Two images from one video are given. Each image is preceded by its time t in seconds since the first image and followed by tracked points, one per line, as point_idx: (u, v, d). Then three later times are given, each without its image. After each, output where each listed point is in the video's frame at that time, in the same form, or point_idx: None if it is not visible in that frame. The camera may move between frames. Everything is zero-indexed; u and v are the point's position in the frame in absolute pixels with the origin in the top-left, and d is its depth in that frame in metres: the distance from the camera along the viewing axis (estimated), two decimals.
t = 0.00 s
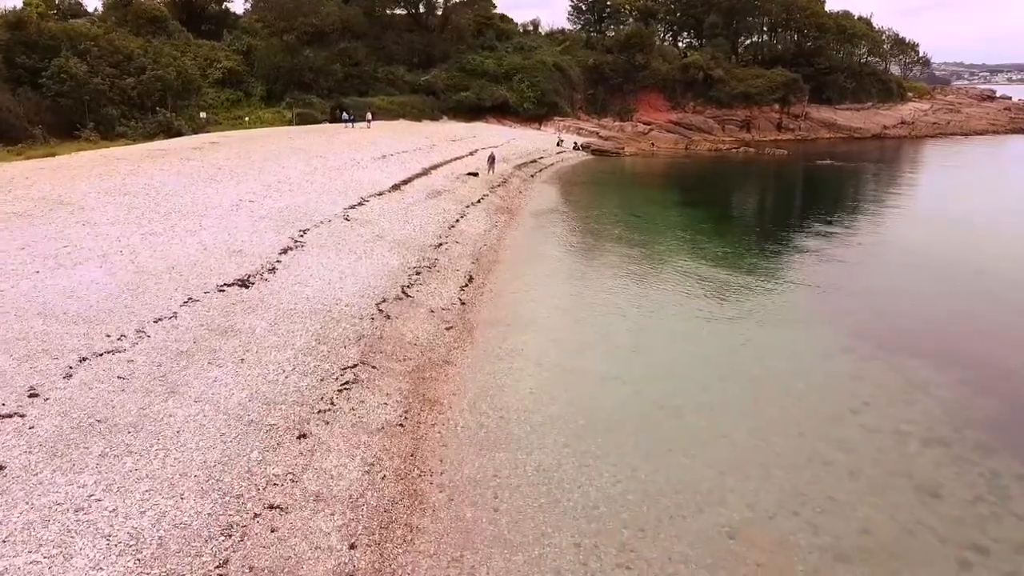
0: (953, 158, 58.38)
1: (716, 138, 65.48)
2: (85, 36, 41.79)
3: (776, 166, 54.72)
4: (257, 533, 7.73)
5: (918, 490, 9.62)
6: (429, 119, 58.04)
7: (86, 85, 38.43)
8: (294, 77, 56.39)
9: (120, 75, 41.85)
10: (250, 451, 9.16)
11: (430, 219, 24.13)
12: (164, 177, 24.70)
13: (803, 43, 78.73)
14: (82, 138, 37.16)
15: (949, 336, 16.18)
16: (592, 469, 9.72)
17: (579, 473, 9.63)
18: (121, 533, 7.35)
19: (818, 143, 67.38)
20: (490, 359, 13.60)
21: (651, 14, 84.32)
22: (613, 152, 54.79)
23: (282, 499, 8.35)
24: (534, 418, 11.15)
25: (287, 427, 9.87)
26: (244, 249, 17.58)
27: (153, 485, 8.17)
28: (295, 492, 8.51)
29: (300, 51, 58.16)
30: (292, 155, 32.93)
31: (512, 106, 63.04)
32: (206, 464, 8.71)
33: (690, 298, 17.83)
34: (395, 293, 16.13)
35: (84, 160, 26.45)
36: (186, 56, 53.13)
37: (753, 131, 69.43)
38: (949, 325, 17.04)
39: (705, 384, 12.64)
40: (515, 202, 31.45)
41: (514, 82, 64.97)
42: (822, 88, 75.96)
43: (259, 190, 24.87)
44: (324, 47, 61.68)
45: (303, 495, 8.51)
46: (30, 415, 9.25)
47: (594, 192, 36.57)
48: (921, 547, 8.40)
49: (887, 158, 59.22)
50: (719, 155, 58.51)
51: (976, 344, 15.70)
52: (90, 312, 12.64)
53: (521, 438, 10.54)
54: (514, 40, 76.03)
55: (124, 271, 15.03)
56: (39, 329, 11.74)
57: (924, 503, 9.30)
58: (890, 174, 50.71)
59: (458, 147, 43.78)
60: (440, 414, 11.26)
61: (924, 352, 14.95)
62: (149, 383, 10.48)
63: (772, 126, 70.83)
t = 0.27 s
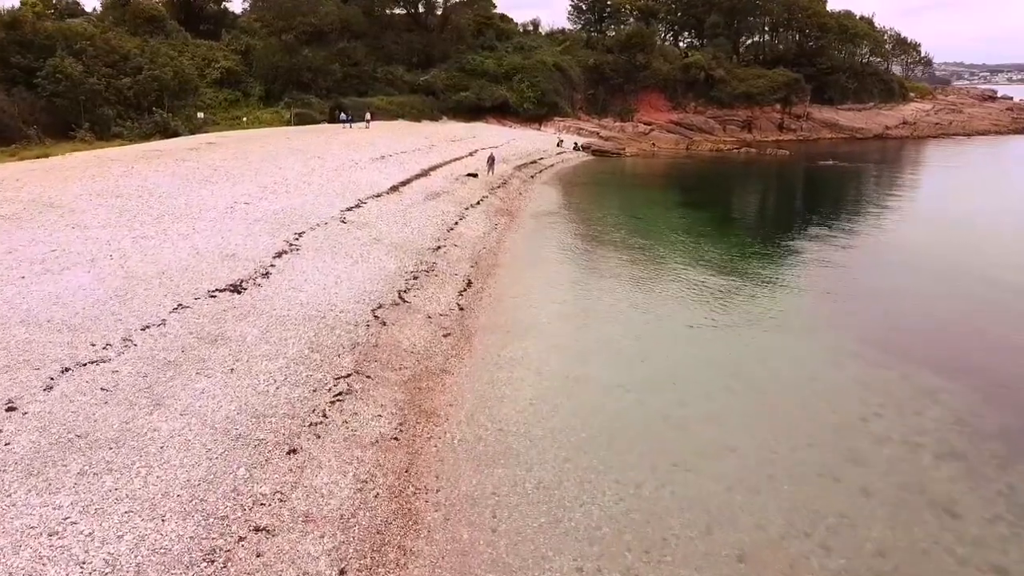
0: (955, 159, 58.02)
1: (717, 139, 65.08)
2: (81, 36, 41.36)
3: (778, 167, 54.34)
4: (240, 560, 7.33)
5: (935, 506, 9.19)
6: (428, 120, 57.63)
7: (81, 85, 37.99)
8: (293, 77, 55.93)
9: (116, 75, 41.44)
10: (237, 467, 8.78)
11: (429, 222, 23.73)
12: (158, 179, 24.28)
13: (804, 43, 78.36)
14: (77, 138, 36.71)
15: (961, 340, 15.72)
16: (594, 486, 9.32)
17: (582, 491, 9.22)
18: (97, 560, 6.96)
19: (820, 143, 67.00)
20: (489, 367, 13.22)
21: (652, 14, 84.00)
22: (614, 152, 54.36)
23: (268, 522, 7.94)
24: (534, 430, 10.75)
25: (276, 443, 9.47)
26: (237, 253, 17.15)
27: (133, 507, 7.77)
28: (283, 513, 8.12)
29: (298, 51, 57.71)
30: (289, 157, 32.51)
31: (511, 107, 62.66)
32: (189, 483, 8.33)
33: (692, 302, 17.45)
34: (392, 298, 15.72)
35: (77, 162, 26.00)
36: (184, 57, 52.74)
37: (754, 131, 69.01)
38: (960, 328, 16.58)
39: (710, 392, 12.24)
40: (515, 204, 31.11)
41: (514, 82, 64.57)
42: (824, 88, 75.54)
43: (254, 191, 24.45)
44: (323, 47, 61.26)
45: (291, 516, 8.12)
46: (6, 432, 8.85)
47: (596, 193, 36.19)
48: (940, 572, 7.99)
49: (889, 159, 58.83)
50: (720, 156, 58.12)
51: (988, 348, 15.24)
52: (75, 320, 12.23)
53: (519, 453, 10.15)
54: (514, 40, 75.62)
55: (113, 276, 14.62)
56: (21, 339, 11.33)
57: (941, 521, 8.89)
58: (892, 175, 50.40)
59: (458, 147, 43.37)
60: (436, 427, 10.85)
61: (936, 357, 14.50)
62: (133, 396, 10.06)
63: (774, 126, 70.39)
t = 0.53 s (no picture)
0: (957, 159, 57.66)
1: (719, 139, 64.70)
2: (76, 35, 40.96)
3: (779, 168, 53.99)
4: None
5: (953, 527, 8.79)
6: (428, 120, 57.23)
7: (76, 85, 37.57)
8: (291, 77, 55.46)
9: (112, 75, 41.04)
10: (222, 486, 8.38)
11: (427, 224, 23.33)
12: (151, 181, 23.86)
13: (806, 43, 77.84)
14: (72, 139, 36.30)
15: (972, 348, 15.33)
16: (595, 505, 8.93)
17: (583, 510, 8.82)
18: None
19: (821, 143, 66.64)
20: (487, 376, 12.83)
21: (653, 14, 83.54)
22: (615, 153, 53.96)
23: (253, 547, 7.54)
24: (533, 443, 10.38)
25: (264, 458, 9.08)
26: (229, 257, 16.75)
27: (109, 531, 7.37)
28: (268, 536, 7.73)
29: (297, 51, 57.28)
30: (286, 158, 32.11)
31: (511, 107, 62.29)
32: (171, 504, 7.93)
33: (693, 306, 17.11)
34: (388, 304, 15.32)
35: (69, 163, 25.58)
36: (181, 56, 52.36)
37: (755, 131, 68.62)
38: (970, 335, 16.21)
39: (714, 402, 11.87)
40: (515, 206, 30.76)
41: (514, 82, 64.18)
42: (825, 89, 75.09)
43: (249, 193, 24.05)
44: (321, 47, 60.85)
45: (278, 539, 7.73)
46: None
47: (596, 195, 35.84)
48: None
49: (891, 159, 58.47)
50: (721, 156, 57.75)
51: (1000, 356, 14.86)
52: (59, 329, 11.83)
53: (518, 468, 9.76)
54: (514, 40, 75.20)
55: (100, 282, 14.21)
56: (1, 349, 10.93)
57: (959, 543, 8.50)
58: (893, 175, 50.08)
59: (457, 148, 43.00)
60: (431, 440, 10.45)
61: (947, 366, 14.10)
62: (116, 409, 9.65)
63: (775, 126, 70.01)
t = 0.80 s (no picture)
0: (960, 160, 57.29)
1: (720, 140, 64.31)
2: (72, 35, 40.57)
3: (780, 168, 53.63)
4: None
5: (972, 549, 8.42)
6: (427, 120, 56.83)
7: (71, 85, 37.15)
8: (289, 78, 54.98)
9: (108, 75, 40.66)
10: (205, 508, 7.96)
11: (425, 227, 22.92)
12: (144, 182, 23.44)
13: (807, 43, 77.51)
14: (67, 140, 35.89)
15: (984, 354, 14.92)
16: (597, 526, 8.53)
17: (585, 531, 8.43)
18: None
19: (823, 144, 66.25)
20: (485, 386, 12.43)
21: (654, 14, 83.31)
22: (615, 153, 53.56)
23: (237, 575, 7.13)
24: (533, 459, 10.00)
25: (250, 477, 8.65)
26: (221, 262, 16.35)
27: (84, 558, 6.97)
28: (253, 563, 7.32)
29: (295, 51, 56.86)
30: (283, 159, 31.70)
31: (511, 107, 61.90)
32: (151, 527, 7.52)
33: (698, 310, 16.76)
34: (384, 310, 14.91)
35: (62, 165, 25.17)
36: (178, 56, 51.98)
37: (756, 132, 68.25)
38: (982, 341, 15.79)
39: (720, 413, 11.51)
40: (515, 207, 30.38)
41: (514, 83, 63.78)
42: (828, 89, 74.63)
43: (244, 195, 23.65)
44: (320, 47, 60.45)
45: (264, 565, 7.33)
46: None
47: (597, 196, 35.48)
48: None
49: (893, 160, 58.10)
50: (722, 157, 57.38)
51: (1007, 362, 14.54)
52: (42, 338, 11.42)
53: (516, 485, 9.35)
54: (514, 40, 74.82)
55: (86, 288, 13.78)
56: None
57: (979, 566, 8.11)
58: (895, 176, 49.79)
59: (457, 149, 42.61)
60: (426, 455, 10.04)
61: (959, 374, 13.71)
62: (97, 424, 9.24)
63: (777, 127, 69.63)
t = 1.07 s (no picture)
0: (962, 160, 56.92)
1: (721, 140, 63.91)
2: (67, 35, 40.15)
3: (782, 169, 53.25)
4: None
5: (991, 570, 8.04)
6: (426, 121, 56.44)
7: (66, 85, 36.72)
8: (288, 77, 54.52)
9: (104, 75, 40.24)
10: (187, 531, 7.57)
11: (423, 229, 22.52)
12: (137, 184, 23.03)
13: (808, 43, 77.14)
14: (61, 141, 35.46)
15: (996, 360, 14.49)
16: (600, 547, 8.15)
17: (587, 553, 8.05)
18: None
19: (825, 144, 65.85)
20: (483, 396, 12.04)
21: (654, 14, 83.05)
22: (616, 154, 53.16)
23: None
24: (532, 474, 9.62)
25: (236, 496, 8.25)
26: (214, 266, 15.95)
27: None
28: None
29: (294, 51, 56.42)
30: (280, 160, 31.30)
31: (511, 107, 61.49)
32: (129, 553, 7.13)
33: (702, 316, 16.39)
34: (380, 316, 14.50)
35: (54, 166, 24.75)
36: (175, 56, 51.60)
37: (758, 132, 67.86)
38: (993, 346, 15.38)
39: (728, 424, 11.14)
40: (514, 209, 30.00)
41: (514, 82, 63.37)
42: (829, 89, 74.21)
43: (240, 197, 23.24)
44: (319, 47, 60.04)
45: None
46: None
47: (597, 197, 35.10)
48: None
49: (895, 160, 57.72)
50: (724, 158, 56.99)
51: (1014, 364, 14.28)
52: (24, 348, 11.01)
53: (515, 504, 8.97)
54: (514, 40, 74.41)
55: (72, 295, 13.35)
56: None
57: None
58: (897, 176, 49.50)
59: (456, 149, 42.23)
60: (422, 471, 9.64)
61: (972, 381, 13.30)
62: (77, 440, 8.84)
63: (778, 127, 69.25)
